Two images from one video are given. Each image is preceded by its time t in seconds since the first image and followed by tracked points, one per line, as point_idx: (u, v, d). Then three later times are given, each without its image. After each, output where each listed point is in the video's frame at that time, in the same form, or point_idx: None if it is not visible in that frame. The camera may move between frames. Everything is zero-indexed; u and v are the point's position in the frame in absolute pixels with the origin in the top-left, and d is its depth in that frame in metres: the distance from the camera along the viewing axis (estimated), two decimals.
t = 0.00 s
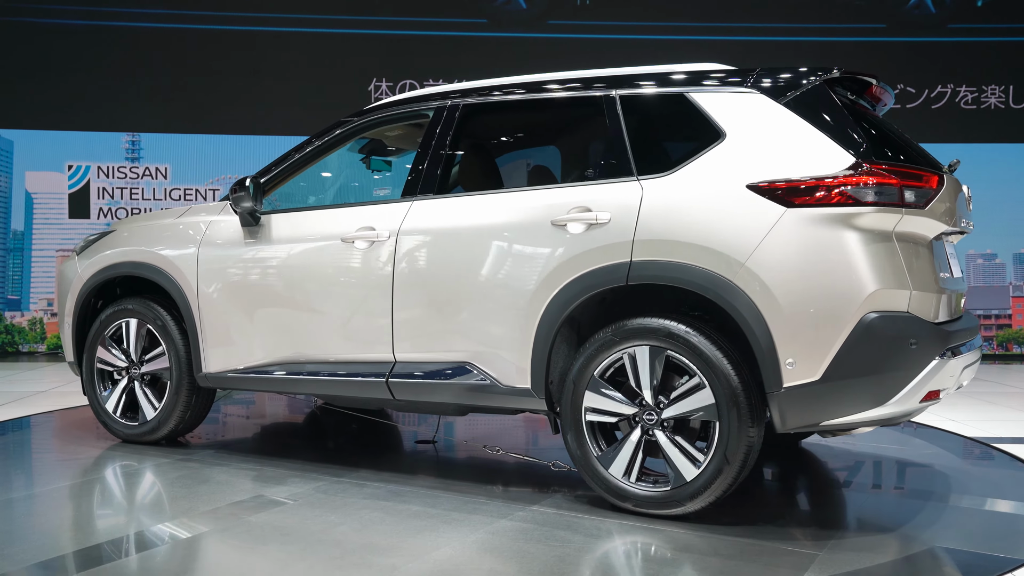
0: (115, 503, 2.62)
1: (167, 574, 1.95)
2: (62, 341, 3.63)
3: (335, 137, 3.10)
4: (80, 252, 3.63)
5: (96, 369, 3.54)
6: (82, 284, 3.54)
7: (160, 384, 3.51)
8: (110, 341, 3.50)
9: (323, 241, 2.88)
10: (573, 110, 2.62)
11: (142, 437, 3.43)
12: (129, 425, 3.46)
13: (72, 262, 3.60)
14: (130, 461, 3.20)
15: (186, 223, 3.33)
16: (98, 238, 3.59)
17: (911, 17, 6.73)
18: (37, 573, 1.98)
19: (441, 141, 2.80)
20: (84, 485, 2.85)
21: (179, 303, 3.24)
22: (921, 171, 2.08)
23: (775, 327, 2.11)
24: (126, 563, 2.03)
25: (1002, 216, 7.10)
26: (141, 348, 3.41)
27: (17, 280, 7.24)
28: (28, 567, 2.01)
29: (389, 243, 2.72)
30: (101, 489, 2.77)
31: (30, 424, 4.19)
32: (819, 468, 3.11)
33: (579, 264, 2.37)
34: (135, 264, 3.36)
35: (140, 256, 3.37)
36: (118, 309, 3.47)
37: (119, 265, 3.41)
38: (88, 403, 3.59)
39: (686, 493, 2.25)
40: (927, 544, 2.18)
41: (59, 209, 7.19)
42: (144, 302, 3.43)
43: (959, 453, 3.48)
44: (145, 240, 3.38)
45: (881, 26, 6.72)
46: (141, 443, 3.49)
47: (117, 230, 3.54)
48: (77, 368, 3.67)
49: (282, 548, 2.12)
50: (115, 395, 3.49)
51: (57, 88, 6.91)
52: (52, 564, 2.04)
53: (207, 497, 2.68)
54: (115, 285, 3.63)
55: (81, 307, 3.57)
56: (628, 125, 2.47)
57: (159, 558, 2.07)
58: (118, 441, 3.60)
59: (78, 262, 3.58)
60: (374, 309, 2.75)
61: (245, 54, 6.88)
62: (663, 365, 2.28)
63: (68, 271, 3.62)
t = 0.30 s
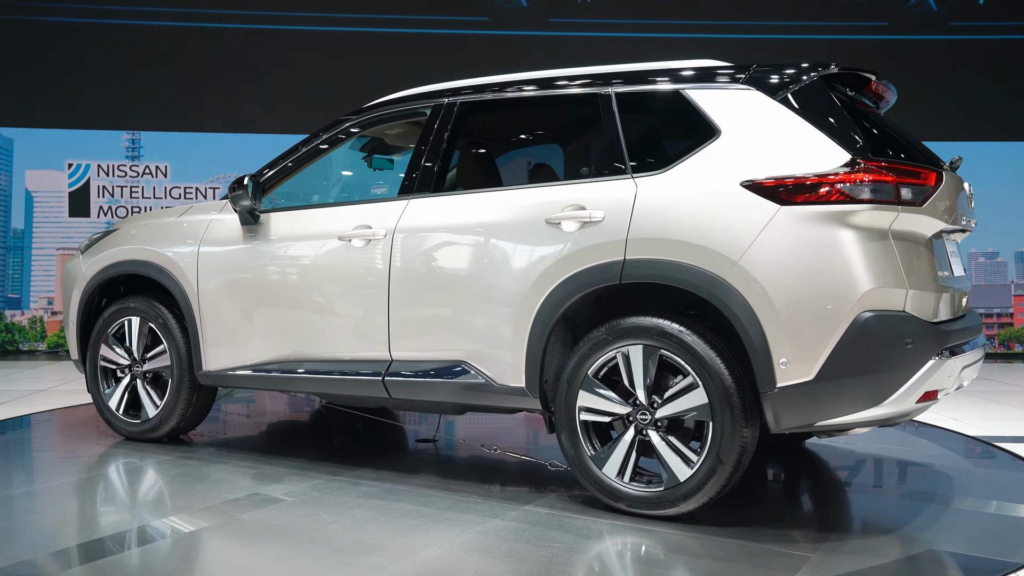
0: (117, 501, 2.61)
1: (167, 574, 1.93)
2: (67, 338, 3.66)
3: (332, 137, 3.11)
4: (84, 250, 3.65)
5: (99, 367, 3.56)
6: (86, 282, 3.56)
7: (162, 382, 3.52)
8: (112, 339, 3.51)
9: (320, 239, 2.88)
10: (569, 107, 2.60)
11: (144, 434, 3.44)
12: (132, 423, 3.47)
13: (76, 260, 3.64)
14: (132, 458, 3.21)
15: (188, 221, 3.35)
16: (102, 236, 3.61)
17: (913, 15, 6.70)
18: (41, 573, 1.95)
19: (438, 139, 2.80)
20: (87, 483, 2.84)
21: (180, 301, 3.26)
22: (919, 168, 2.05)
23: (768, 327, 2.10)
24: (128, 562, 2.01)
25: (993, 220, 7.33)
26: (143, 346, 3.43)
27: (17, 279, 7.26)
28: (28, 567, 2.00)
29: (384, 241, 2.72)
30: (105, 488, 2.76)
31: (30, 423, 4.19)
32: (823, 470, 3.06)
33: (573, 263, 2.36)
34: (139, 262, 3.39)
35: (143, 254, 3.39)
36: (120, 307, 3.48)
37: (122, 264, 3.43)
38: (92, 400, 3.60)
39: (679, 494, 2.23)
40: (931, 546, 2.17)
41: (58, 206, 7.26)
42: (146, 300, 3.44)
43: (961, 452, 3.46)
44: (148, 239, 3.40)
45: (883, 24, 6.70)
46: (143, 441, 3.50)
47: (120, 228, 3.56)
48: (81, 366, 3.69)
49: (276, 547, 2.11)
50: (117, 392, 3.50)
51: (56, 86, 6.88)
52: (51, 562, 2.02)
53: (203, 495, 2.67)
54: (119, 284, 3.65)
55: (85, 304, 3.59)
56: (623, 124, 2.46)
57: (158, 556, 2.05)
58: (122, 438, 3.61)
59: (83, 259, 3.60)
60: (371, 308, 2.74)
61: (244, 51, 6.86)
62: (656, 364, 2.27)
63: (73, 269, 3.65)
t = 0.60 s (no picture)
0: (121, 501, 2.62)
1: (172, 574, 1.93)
2: (75, 338, 3.68)
3: (335, 138, 3.11)
4: (93, 250, 3.68)
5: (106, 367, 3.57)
6: (94, 283, 3.58)
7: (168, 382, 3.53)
8: (120, 340, 3.52)
9: (321, 241, 2.88)
10: (568, 108, 2.59)
11: (150, 434, 3.46)
12: (138, 423, 3.49)
13: (84, 260, 3.66)
14: (138, 459, 3.22)
15: (193, 222, 3.37)
16: (111, 237, 3.63)
17: (917, 17, 6.70)
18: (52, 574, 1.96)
19: (439, 141, 2.79)
20: (92, 483, 2.86)
21: (185, 302, 3.27)
22: (918, 169, 2.03)
23: (765, 329, 2.08)
24: (134, 562, 2.02)
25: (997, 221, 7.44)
26: (150, 347, 3.44)
27: (22, 280, 7.26)
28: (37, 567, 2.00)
29: (384, 242, 2.72)
30: (111, 487, 2.77)
31: (35, 423, 4.21)
32: (831, 473, 3.05)
33: (569, 265, 2.35)
34: (145, 263, 3.40)
35: (150, 256, 3.40)
36: (127, 308, 3.50)
37: (129, 265, 3.45)
38: (99, 401, 3.62)
39: (675, 497, 2.22)
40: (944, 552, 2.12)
41: (62, 208, 7.25)
42: (152, 301, 3.45)
43: (967, 454, 3.46)
44: (155, 240, 3.42)
45: (886, 26, 6.69)
46: (149, 441, 3.51)
47: (129, 230, 3.58)
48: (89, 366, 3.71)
49: (274, 547, 2.11)
50: (124, 393, 3.52)
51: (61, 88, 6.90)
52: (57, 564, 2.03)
53: (203, 495, 2.67)
54: (127, 284, 3.66)
55: (93, 305, 3.61)
56: (622, 125, 2.45)
57: (164, 556, 2.06)
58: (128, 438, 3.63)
59: (92, 260, 3.63)
60: (371, 309, 2.74)
61: (247, 53, 6.87)
62: (653, 366, 2.26)
63: (82, 269, 3.67)
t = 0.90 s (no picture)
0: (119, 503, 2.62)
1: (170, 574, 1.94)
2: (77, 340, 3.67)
3: (332, 140, 3.11)
4: (95, 253, 3.68)
5: (107, 369, 3.56)
6: (96, 285, 3.58)
7: (168, 385, 3.52)
8: (120, 342, 3.52)
9: (316, 243, 2.88)
10: (563, 111, 2.59)
11: (149, 437, 3.44)
12: (137, 425, 3.47)
13: (87, 263, 3.66)
14: (137, 460, 3.22)
15: (193, 225, 3.37)
16: (113, 239, 3.63)
17: (913, 21, 6.73)
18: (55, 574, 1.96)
19: (434, 144, 2.79)
20: (92, 484, 2.86)
21: (184, 305, 3.26)
22: (912, 171, 2.01)
23: (756, 333, 2.07)
24: (134, 563, 2.02)
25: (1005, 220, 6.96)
26: (149, 349, 3.43)
27: (18, 282, 7.16)
28: (36, 568, 2.00)
29: (379, 245, 2.71)
30: (111, 489, 2.77)
31: (33, 426, 4.20)
32: (832, 479, 3.03)
33: (561, 268, 2.34)
34: (145, 266, 3.40)
35: (150, 258, 3.40)
36: (127, 310, 3.49)
37: (129, 267, 3.44)
38: (99, 403, 3.60)
39: (666, 503, 2.21)
40: (948, 562, 2.08)
41: (60, 209, 7.17)
42: (152, 303, 3.44)
43: (966, 457, 3.45)
44: (155, 242, 3.42)
45: (883, 31, 6.73)
46: (149, 443, 3.50)
47: (131, 232, 3.58)
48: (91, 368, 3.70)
49: (270, 549, 2.11)
50: (124, 395, 3.50)
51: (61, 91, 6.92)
52: (59, 564, 2.02)
53: (198, 497, 2.66)
54: (128, 287, 3.67)
55: (95, 307, 3.61)
56: (615, 127, 2.44)
57: (163, 557, 2.07)
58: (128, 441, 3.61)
59: (94, 262, 3.63)
60: (367, 312, 2.73)
61: (245, 55, 6.87)
62: (645, 370, 2.25)
63: (84, 272, 3.67)
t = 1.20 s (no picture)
0: (119, 502, 2.61)
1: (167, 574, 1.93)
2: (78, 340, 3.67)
3: (329, 141, 3.10)
4: (97, 254, 3.68)
5: (107, 370, 3.56)
6: (97, 286, 3.58)
7: (167, 386, 3.51)
8: (120, 343, 3.51)
9: (312, 245, 2.87)
10: (556, 112, 2.58)
11: (148, 437, 3.44)
12: (136, 426, 3.47)
13: (89, 264, 3.67)
14: (135, 460, 3.22)
15: (190, 226, 3.36)
16: (115, 240, 3.63)
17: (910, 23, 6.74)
18: (53, 573, 1.94)
19: (429, 144, 2.77)
20: (91, 484, 2.85)
21: (181, 305, 3.26)
22: (903, 171, 2.00)
23: (743, 335, 2.06)
24: (130, 563, 2.00)
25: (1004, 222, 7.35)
26: (148, 349, 3.42)
27: (15, 283, 7.22)
28: (32, 568, 1.98)
29: (372, 246, 2.71)
30: (109, 489, 2.76)
31: (29, 427, 4.20)
32: (828, 481, 3.03)
33: (551, 269, 2.34)
34: (145, 266, 3.39)
35: (150, 259, 3.40)
36: (127, 310, 3.49)
37: (129, 268, 3.44)
38: (100, 403, 3.60)
39: (655, 506, 2.20)
40: (944, 567, 2.06)
41: (56, 210, 7.20)
42: (152, 304, 3.43)
43: (964, 458, 3.46)
44: (155, 243, 3.41)
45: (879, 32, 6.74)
46: (148, 444, 3.49)
47: (132, 233, 3.57)
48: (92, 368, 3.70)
49: (264, 550, 2.09)
50: (123, 395, 3.50)
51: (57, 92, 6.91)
52: (54, 565, 2.00)
53: (192, 498, 2.64)
54: (129, 288, 3.65)
55: (96, 308, 3.61)
56: (607, 127, 2.43)
57: (158, 556, 2.06)
58: (128, 441, 3.61)
59: (96, 263, 3.63)
60: (362, 313, 2.72)
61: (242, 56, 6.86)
62: (634, 371, 2.24)
63: (86, 273, 3.67)
